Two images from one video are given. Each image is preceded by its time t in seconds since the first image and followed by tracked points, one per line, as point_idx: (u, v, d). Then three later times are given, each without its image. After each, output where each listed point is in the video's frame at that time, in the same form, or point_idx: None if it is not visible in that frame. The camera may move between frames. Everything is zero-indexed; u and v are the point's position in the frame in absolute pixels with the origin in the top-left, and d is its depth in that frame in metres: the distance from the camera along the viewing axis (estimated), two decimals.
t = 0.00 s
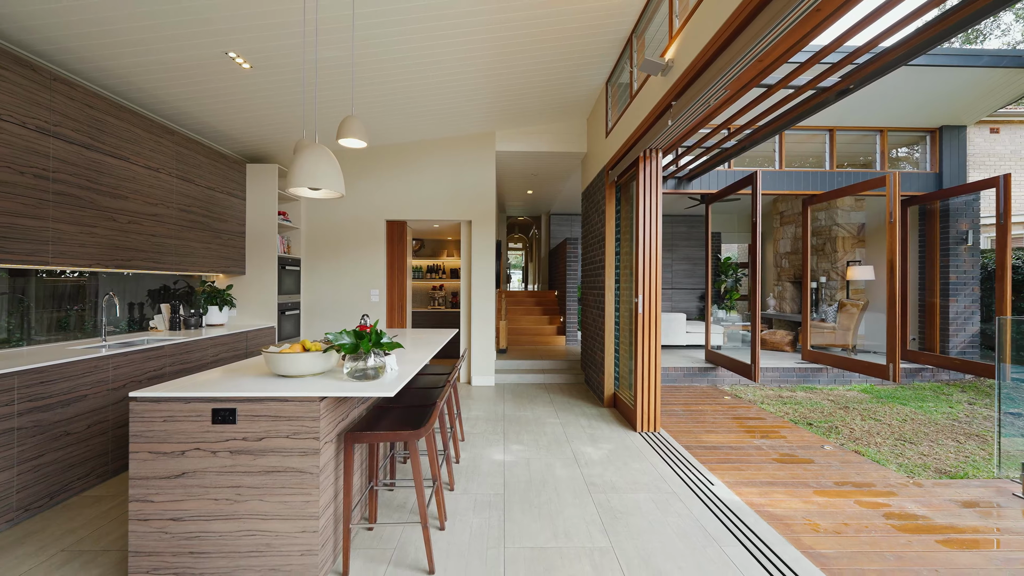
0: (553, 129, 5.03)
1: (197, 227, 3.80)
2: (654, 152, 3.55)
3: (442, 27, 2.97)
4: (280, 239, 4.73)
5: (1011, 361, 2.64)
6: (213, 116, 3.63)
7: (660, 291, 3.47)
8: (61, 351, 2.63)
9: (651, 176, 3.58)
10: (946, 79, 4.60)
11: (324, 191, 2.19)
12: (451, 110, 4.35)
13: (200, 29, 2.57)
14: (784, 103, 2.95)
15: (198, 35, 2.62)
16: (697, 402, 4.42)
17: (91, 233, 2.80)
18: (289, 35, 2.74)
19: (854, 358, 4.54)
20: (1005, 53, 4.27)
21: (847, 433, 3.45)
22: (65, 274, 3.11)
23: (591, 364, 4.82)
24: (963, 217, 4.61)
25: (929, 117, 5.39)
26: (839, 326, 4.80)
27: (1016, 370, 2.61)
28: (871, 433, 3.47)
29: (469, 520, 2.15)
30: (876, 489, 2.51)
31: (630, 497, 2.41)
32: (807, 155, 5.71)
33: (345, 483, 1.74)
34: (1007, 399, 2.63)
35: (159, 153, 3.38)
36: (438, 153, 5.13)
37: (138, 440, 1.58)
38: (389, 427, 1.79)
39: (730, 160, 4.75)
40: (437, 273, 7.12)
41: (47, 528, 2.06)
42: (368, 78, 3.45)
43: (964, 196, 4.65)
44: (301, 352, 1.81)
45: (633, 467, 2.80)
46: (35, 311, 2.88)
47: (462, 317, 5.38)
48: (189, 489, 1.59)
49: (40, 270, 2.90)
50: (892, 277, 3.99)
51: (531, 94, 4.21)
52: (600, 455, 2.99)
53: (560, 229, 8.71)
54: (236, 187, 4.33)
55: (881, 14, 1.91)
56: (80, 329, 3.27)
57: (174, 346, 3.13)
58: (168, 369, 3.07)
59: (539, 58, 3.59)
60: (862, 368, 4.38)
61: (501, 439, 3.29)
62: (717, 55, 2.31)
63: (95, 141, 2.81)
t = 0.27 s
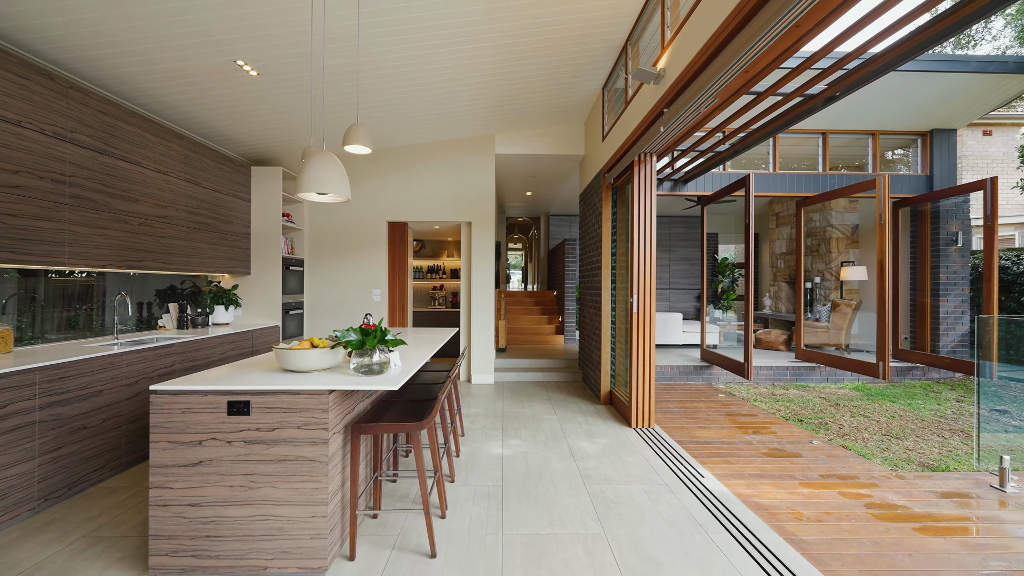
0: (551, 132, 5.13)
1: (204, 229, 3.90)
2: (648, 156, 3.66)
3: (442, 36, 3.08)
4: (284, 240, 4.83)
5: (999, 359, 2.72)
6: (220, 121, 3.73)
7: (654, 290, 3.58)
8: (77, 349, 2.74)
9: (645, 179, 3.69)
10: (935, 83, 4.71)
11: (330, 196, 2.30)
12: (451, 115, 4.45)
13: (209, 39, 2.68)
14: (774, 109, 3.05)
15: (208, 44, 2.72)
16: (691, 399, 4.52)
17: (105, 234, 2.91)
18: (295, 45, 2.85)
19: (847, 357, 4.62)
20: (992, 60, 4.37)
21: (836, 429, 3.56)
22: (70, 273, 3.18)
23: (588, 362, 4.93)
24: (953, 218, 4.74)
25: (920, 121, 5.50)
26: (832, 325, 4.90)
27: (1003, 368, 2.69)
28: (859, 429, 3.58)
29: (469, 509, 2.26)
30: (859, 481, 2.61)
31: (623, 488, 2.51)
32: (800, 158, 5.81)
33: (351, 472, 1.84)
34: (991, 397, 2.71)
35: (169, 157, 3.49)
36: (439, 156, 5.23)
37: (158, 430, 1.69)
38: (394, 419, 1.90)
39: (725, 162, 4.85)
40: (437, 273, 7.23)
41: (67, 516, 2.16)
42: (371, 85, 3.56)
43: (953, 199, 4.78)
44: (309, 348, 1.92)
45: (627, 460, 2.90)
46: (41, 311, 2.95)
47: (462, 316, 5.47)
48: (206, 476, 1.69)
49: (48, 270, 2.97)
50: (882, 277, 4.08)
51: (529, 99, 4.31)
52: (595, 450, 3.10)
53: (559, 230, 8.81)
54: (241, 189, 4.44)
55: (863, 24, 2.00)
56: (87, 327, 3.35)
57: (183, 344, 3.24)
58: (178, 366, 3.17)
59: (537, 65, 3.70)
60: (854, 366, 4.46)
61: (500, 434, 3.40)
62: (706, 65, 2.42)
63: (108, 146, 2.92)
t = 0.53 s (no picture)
0: (550, 135, 5.23)
1: (212, 231, 4.00)
2: (644, 160, 3.77)
3: (443, 45, 3.19)
4: (289, 242, 4.94)
5: (987, 357, 2.79)
6: (227, 126, 3.84)
7: (650, 291, 3.68)
8: (91, 347, 2.84)
9: (641, 182, 3.79)
10: (926, 87, 4.85)
11: (337, 201, 2.40)
12: (452, 119, 4.56)
13: (220, 49, 2.78)
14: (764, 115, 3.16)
15: (218, 53, 2.83)
16: (687, 397, 4.62)
17: (118, 236, 3.02)
18: (302, 53, 2.96)
19: (840, 356, 4.72)
20: (979, 65, 4.61)
21: (826, 425, 3.66)
22: (75, 273, 3.24)
23: (586, 361, 5.03)
24: (944, 219, 4.81)
25: (912, 124, 5.61)
26: (827, 325, 5.00)
27: (992, 368, 2.75)
28: (849, 425, 3.68)
29: (469, 499, 2.37)
30: (845, 474, 2.72)
31: (618, 480, 2.62)
32: (795, 160, 5.90)
33: (358, 463, 1.94)
34: (978, 394, 2.80)
35: (178, 161, 3.60)
36: (440, 159, 5.33)
37: (177, 422, 1.79)
38: (398, 413, 2.00)
39: (720, 165, 4.95)
40: (438, 273, 7.34)
41: (87, 505, 2.27)
42: (375, 91, 3.67)
43: (944, 201, 4.84)
44: (318, 345, 2.02)
45: (623, 454, 3.01)
46: (47, 307, 3.01)
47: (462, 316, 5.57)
48: (223, 465, 1.80)
49: (56, 270, 3.04)
50: (873, 278, 4.22)
51: (528, 103, 4.41)
52: (592, 444, 3.20)
53: (558, 231, 8.91)
54: (247, 192, 4.54)
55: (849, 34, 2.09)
56: (92, 326, 3.41)
57: (193, 342, 3.34)
58: (188, 364, 3.27)
59: (535, 71, 3.81)
60: (847, 365, 4.56)
61: (499, 429, 3.50)
62: (696, 75, 2.53)
63: (121, 151, 3.03)
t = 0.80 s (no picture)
0: (549, 139, 5.34)
1: (219, 233, 4.11)
2: (640, 164, 3.87)
3: (445, 53, 3.30)
4: (294, 243, 5.05)
5: (975, 356, 2.90)
6: (234, 131, 3.95)
7: (645, 291, 3.79)
8: (106, 345, 2.95)
9: (637, 185, 3.90)
10: (917, 92, 4.97)
11: (345, 205, 2.51)
12: (454, 124, 4.67)
13: (230, 58, 2.90)
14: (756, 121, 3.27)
15: (229, 63, 2.94)
16: (683, 394, 4.74)
17: (132, 239, 3.12)
18: (309, 62, 3.07)
19: (835, 355, 4.83)
20: (967, 70, 4.73)
21: (817, 421, 3.77)
22: (85, 275, 3.34)
23: (584, 359, 5.14)
24: (935, 221, 4.89)
25: (905, 127, 5.71)
26: (821, 324, 5.11)
27: (982, 365, 2.86)
28: (839, 421, 3.79)
29: (471, 490, 2.47)
30: (833, 467, 2.83)
31: (614, 473, 2.73)
32: (790, 162, 6.01)
33: (367, 454, 2.05)
34: (969, 392, 2.91)
35: (188, 165, 3.71)
36: (442, 161, 5.44)
37: (196, 415, 1.90)
38: (405, 407, 2.10)
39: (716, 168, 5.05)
40: (440, 273, 7.45)
41: (106, 496, 2.38)
42: (378, 98, 3.78)
43: (937, 202, 4.92)
44: (328, 343, 2.12)
45: (619, 448, 3.12)
46: (58, 306, 3.09)
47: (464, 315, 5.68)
48: (239, 455, 1.91)
49: (65, 271, 3.12)
50: (864, 278, 4.33)
51: (528, 108, 4.52)
52: (589, 439, 3.32)
53: (557, 232, 9.01)
54: (253, 195, 4.65)
55: (837, 43, 2.18)
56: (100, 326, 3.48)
57: (203, 341, 3.44)
58: (197, 362, 3.36)
59: (534, 78, 3.92)
60: (841, 364, 4.67)
61: (500, 425, 3.62)
62: (688, 84, 2.65)
63: (135, 157, 3.14)
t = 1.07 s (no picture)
0: (549, 142, 5.43)
1: (227, 234, 4.22)
2: (636, 167, 3.98)
3: (447, 61, 3.41)
4: (298, 244, 5.16)
5: (965, 355, 3.00)
6: (242, 135, 4.06)
7: (641, 290, 3.90)
8: (119, 343, 3.04)
9: (634, 188, 4.01)
10: (909, 96, 5.07)
11: (351, 209, 2.61)
12: (455, 128, 4.78)
13: (241, 67, 3.01)
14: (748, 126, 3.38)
15: (238, 70, 3.05)
16: (679, 392, 4.84)
17: (144, 241, 3.23)
18: (316, 69, 3.18)
19: (829, 354, 4.94)
20: (957, 75, 4.83)
21: (809, 418, 3.87)
22: (93, 275, 3.36)
23: (583, 358, 5.25)
24: (927, 223, 5.02)
25: (898, 130, 5.81)
26: (815, 324, 5.21)
27: (971, 364, 2.94)
28: (830, 418, 3.89)
29: (473, 482, 2.59)
30: (821, 460, 2.93)
31: (610, 465, 2.84)
32: (785, 165, 6.11)
33: (373, 446, 2.15)
34: (958, 390, 2.99)
35: (197, 169, 3.81)
36: (443, 163, 5.55)
37: (213, 409, 2.01)
38: (409, 401, 2.21)
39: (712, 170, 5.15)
40: (441, 274, 7.55)
41: (123, 487, 2.49)
42: (381, 103, 3.88)
43: (928, 204, 5.05)
44: (336, 340, 2.23)
45: (615, 443, 3.24)
46: (67, 305, 3.11)
47: (465, 315, 5.79)
48: (253, 446, 2.02)
49: (74, 271, 3.15)
50: (856, 279, 4.42)
51: (528, 112, 4.62)
52: (587, 434, 3.43)
53: (557, 232, 9.11)
54: (259, 197, 4.75)
55: (824, 54, 2.30)
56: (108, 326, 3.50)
57: (212, 340, 3.54)
58: (207, 360, 3.47)
59: (533, 84, 4.03)
60: (834, 362, 4.78)
61: (500, 421, 3.72)
62: (681, 93, 2.76)
63: (147, 161, 3.25)
